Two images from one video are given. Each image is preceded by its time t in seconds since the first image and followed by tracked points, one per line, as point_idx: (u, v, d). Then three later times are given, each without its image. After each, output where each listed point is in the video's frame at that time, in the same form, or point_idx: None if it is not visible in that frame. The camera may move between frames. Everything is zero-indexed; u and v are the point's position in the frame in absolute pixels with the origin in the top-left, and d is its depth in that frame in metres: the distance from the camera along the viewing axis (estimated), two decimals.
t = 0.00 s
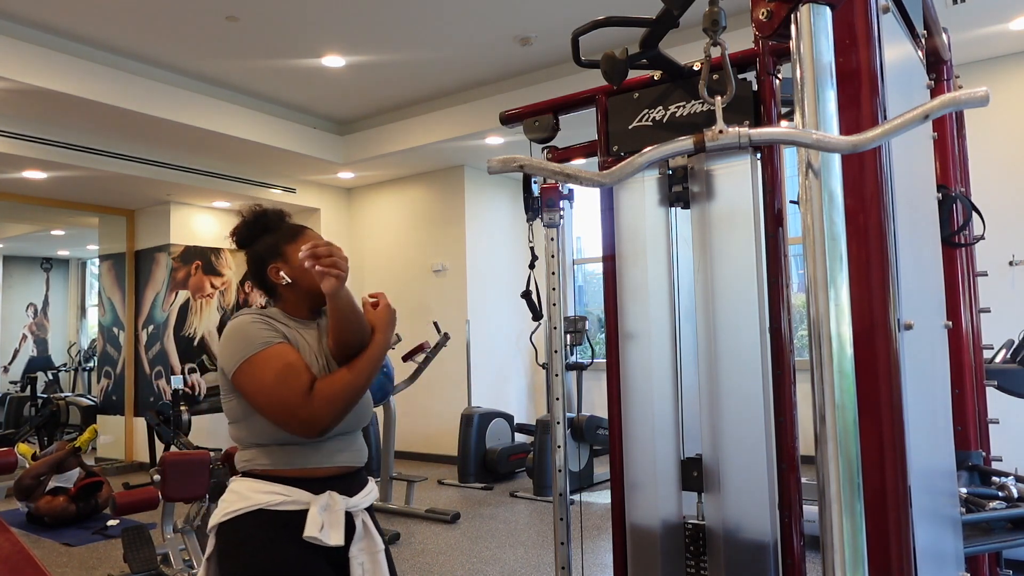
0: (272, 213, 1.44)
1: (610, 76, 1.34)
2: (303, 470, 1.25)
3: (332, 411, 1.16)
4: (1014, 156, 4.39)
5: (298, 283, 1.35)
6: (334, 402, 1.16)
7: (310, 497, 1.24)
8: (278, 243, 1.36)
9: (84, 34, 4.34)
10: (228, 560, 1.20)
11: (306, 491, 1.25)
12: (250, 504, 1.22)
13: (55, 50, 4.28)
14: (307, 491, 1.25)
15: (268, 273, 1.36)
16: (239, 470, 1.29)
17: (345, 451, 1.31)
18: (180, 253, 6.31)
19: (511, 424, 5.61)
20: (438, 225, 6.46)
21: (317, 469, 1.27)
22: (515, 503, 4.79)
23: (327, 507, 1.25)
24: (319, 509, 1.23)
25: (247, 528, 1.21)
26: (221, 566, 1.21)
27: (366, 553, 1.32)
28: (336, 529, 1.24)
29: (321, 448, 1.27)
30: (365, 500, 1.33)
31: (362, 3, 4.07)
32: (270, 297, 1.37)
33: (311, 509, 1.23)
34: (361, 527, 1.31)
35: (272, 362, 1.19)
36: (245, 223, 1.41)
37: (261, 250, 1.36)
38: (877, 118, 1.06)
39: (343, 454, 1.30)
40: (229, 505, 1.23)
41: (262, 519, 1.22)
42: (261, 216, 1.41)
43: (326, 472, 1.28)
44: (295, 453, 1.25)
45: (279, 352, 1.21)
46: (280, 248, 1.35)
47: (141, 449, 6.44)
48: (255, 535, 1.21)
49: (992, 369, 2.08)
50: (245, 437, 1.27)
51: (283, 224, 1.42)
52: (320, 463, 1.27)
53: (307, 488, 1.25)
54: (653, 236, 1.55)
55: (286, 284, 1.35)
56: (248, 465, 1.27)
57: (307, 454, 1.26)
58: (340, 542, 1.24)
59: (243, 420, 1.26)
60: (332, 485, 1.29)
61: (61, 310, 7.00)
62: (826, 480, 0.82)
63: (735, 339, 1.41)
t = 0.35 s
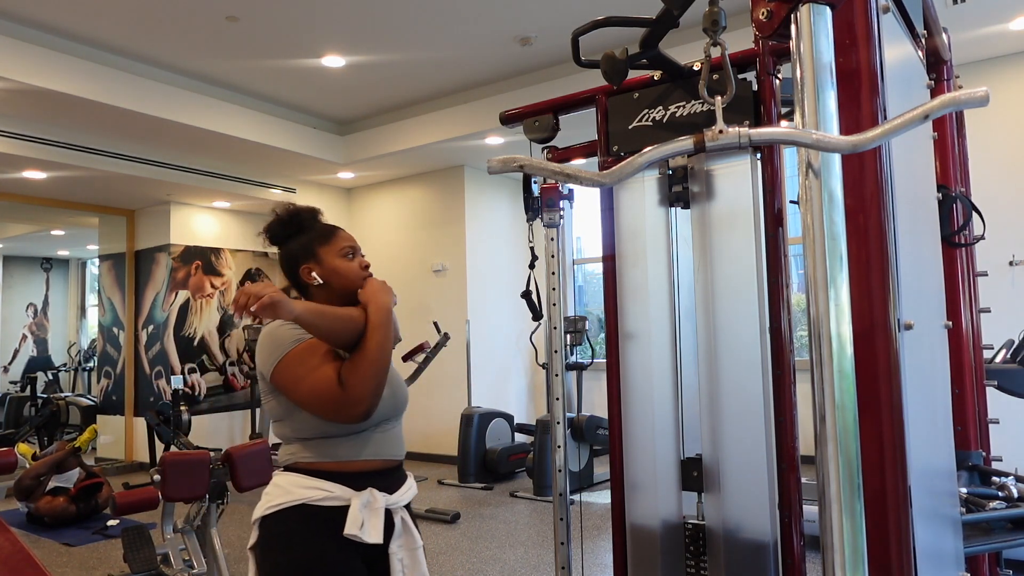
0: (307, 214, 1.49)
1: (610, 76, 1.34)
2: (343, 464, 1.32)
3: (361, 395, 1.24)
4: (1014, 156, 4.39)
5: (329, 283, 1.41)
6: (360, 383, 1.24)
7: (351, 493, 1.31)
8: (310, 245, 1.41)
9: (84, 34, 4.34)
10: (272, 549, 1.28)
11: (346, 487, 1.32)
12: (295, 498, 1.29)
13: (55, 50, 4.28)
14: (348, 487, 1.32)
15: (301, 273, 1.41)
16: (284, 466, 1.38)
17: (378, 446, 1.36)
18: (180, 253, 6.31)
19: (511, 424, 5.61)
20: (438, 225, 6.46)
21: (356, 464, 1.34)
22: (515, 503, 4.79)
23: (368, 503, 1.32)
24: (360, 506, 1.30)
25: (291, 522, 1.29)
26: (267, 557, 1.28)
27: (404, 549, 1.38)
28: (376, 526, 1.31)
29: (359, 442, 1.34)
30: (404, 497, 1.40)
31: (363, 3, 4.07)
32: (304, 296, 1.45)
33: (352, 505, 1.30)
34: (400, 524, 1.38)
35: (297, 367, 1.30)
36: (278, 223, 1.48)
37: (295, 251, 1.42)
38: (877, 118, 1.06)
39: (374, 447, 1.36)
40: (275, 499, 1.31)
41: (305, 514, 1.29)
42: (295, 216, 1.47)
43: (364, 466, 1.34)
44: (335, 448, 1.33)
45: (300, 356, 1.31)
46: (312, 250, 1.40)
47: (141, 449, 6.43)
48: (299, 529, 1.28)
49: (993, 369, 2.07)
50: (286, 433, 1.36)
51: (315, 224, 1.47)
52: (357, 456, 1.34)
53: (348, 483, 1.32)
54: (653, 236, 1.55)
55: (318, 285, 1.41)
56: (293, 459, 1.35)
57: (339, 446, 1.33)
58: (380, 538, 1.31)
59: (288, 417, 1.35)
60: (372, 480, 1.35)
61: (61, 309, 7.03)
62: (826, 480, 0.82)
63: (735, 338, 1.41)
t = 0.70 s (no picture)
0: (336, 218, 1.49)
1: (610, 76, 1.34)
2: (374, 461, 1.33)
3: (382, 390, 1.27)
4: (1014, 155, 4.39)
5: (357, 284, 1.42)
6: (379, 376, 1.27)
7: (383, 490, 1.31)
8: (337, 249, 1.43)
9: (84, 34, 4.34)
10: (308, 548, 1.30)
11: (379, 485, 1.32)
12: (328, 497, 1.30)
13: (55, 50, 4.28)
14: (380, 485, 1.32)
15: (331, 276, 1.44)
16: (320, 464, 1.41)
17: (404, 443, 1.35)
18: (180, 253, 6.31)
19: (511, 424, 5.61)
20: (438, 225, 6.46)
21: (388, 461, 1.34)
22: (515, 503, 4.79)
23: (400, 501, 1.31)
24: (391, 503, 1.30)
25: (327, 520, 1.30)
26: (303, 556, 1.30)
27: (437, 547, 1.37)
28: (407, 523, 1.30)
29: (389, 440, 1.34)
30: (436, 493, 1.38)
31: (363, 3, 4.07)
32: (335, 299, 1.46)
33: (384, 503, 1.30)
34: (432, 521, 1.36)
35: (320, 371, 1.35)
36: (308, 228, 1.50)
37: (325, 256, 1.44)
38: (877, 118, 1.06)
39: (395, 444, 1.35)
40: (310, 497, 1.33)
41: (339, 512, 1.30)
42: (323, 221, 1.48)
43: (396, 464, 1.34)
44: (366, 445, 1.33)
45: (322, 360, 1.36)
46: (339, 254, 1.42)
47: (141, 449, 6.43)
48: (333, 528, 1.29)
49: (992, 369, 2.08)
50: (319, 432, 1.39)
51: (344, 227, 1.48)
52: (381, 453, 1.33)
53: (380, 481, 1.32)
54: (653, 236, 1.55)
55: (346, 287, 1.42)
56: (327, 457, 1.38)
57: (369, 444, 1.33)
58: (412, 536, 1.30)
59: (320, 417, 1.37)
60: (404, 478, 1.35)
61: (61, 310, 7.13)
62: (826, 480, 0.82)
63: (735, 338, 1.41)
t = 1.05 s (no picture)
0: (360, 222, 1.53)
1: (610, 76, 1.34)
2: (392, 460, 1.34)
3: (393, 392, 1.27)
4: (1014, 155, 4.39)
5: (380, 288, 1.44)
6: (391, 379, 1.27)
7: (401, 488, 1.31)
8: (360, 255, 1.46)
9: (84, 34, 4.34)
10: (333, 546, 1.33)
11: (397, 483, 1.32)
12: (349, 495, 1.32)
13: (55, 50, 4.28)
14: (399, 483, 1.32)
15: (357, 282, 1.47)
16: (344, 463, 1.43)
17: (421, 445, 1.35)
18: (180, 253, 6.31)
19: (511, 424, 5.61)
20: (438, 225, 6.46)
21: (406, 460, 1.34)
22: (515, 503, 4.79)
23: (418, 499, 1.32)
24: (409, 501, 1.30)
25: (350, 519, 1.32)
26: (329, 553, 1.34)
27: (455, 544, 1.38)
28: (424, 520, 1.30)
29: (408, 439, 1.34)
30: (455, 492, 1.38)
31: (363, 3, 4.07)
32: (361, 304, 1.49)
33: (401, 501, 1.31)
34: (449, 519, 1.37)
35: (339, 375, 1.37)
36: (336, 235, 1.53)
37: (351, 263, 1.48)
38: (877, 118, 1.06)
39: (412, 445, 1.34)
40: (333, 496, 1.35)
41: (361, 509, 1.32)
42: (349, 227, 1.52)
43: (414, 463, 1.34)
44: (385, 444, 1.34)
45: (340, 364, 1.37)
46: (363, 260, 1.46)
47: (141, 449, 6.43)
48: (355, 526, 1.31)
49: (992, 369, 2.08)
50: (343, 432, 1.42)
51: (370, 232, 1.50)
52: (398, 453, 1.34)
53: (399, 479, 1.33)
54: (653, 236, 1.55)
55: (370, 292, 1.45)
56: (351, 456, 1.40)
57: (387, 443, 1.34)
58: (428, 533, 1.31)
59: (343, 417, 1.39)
60: (422, 476, 1.35)
61: (61, 310, 7.14)
62: (826, 480, 0.82)
63: (735, 338, 1.41)
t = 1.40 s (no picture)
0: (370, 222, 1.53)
1: (610, 76, 1.35)
2: (392, 461, 1.34)
3: (389, 399, 1.27)
4: (1014, 155, 4.39)
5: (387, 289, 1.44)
6: (387, 384, 1.27)
7: (399, 488, 1.31)
8: (368, 256, 1.47)
9: (84, 34, 4.34)
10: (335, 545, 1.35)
11: (395, 483, 1.33)
12: (349, 494, 1.33)
13: (55, 50, 4.28)
14: (397, 483, 1.33)
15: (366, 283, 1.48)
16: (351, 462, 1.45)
17: (421, 446, 1.35)
18: (180, 253, 6.31)
19: (510, 424, 5.61)
20: (438, 225, 6.46)
21: (405, 461, 1.34)
22: (515, 503, 4.79)
23: (414, 499, 1.31)
24: (404, 501, 1.30)
25: (350, 518, 1.33)
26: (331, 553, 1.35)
27: (456, 546, 1.36)
28: (419, 520, 1.29)
29: (407, 440, 1.34)
30: (455, 493, 1.37)
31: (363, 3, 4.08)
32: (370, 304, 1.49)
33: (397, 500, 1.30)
34: (449, 520, 1.35)
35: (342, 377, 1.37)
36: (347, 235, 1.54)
37: (360, 263, 1.48)
38: (877, 118, 1.06)
39: (411, 447, 1.34)
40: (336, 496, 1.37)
41: (360, 508, 1.32)
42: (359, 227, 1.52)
43: (413, 464, 1.34)
44: (385, 445, 1.35)
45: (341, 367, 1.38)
46: (371, 261, 1.46)
47: (141, 449, 6.43)
48: (354, 525, 1.32)
49: (992, 369, 2.07)
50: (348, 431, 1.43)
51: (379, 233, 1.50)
52: (397, 454, 1.34)
53: (397, 479, 1.33)
54: (653, 236, 1.55)
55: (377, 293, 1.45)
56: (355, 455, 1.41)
57: (388, 445, 1.35)
58: (425, 534, 1.29)
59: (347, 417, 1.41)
60: (421, 476, 1.34)
61: (61, 310, 7.14)
62: (826, 480, 0.82)
63: (735, 338, 1.41)
